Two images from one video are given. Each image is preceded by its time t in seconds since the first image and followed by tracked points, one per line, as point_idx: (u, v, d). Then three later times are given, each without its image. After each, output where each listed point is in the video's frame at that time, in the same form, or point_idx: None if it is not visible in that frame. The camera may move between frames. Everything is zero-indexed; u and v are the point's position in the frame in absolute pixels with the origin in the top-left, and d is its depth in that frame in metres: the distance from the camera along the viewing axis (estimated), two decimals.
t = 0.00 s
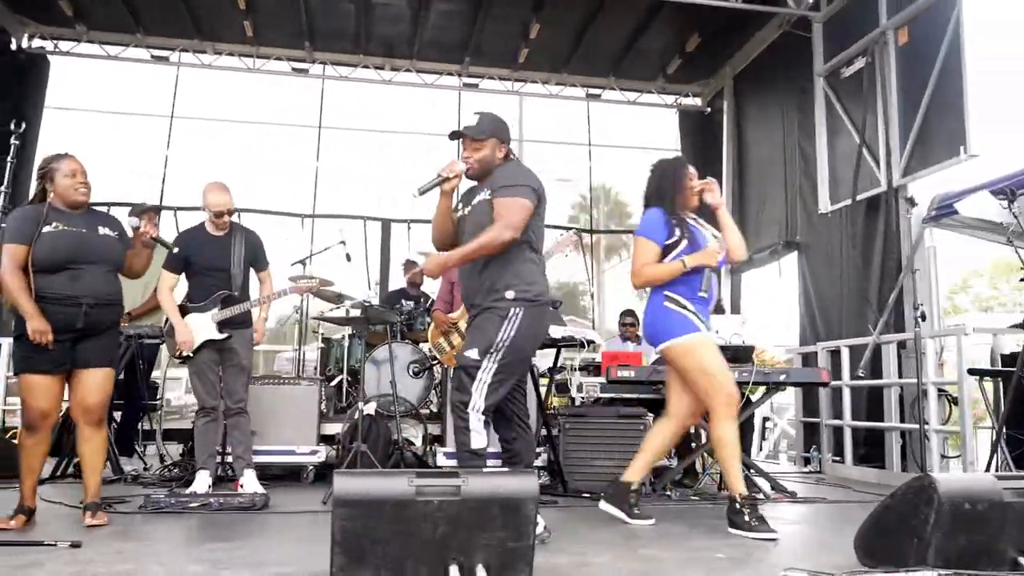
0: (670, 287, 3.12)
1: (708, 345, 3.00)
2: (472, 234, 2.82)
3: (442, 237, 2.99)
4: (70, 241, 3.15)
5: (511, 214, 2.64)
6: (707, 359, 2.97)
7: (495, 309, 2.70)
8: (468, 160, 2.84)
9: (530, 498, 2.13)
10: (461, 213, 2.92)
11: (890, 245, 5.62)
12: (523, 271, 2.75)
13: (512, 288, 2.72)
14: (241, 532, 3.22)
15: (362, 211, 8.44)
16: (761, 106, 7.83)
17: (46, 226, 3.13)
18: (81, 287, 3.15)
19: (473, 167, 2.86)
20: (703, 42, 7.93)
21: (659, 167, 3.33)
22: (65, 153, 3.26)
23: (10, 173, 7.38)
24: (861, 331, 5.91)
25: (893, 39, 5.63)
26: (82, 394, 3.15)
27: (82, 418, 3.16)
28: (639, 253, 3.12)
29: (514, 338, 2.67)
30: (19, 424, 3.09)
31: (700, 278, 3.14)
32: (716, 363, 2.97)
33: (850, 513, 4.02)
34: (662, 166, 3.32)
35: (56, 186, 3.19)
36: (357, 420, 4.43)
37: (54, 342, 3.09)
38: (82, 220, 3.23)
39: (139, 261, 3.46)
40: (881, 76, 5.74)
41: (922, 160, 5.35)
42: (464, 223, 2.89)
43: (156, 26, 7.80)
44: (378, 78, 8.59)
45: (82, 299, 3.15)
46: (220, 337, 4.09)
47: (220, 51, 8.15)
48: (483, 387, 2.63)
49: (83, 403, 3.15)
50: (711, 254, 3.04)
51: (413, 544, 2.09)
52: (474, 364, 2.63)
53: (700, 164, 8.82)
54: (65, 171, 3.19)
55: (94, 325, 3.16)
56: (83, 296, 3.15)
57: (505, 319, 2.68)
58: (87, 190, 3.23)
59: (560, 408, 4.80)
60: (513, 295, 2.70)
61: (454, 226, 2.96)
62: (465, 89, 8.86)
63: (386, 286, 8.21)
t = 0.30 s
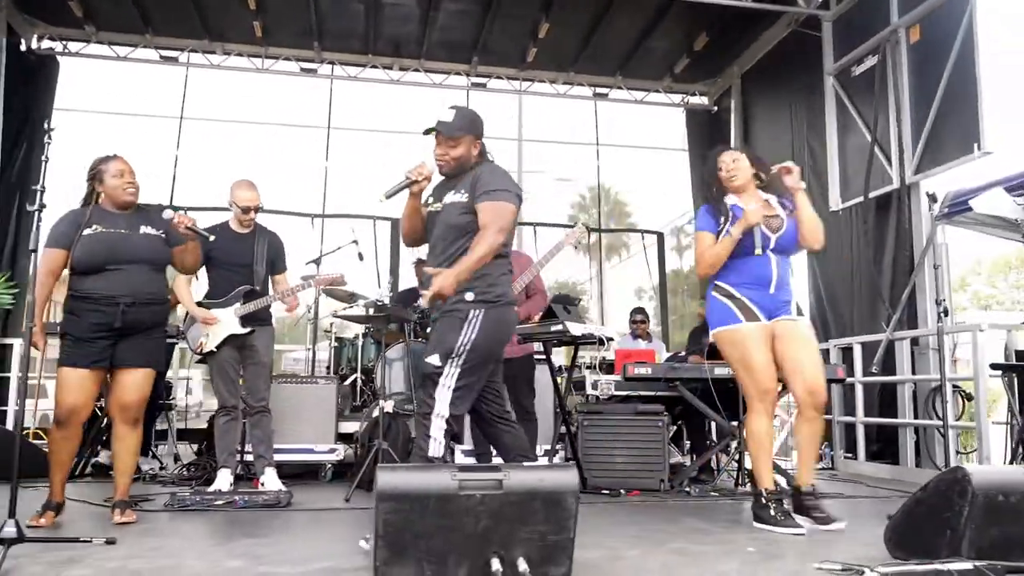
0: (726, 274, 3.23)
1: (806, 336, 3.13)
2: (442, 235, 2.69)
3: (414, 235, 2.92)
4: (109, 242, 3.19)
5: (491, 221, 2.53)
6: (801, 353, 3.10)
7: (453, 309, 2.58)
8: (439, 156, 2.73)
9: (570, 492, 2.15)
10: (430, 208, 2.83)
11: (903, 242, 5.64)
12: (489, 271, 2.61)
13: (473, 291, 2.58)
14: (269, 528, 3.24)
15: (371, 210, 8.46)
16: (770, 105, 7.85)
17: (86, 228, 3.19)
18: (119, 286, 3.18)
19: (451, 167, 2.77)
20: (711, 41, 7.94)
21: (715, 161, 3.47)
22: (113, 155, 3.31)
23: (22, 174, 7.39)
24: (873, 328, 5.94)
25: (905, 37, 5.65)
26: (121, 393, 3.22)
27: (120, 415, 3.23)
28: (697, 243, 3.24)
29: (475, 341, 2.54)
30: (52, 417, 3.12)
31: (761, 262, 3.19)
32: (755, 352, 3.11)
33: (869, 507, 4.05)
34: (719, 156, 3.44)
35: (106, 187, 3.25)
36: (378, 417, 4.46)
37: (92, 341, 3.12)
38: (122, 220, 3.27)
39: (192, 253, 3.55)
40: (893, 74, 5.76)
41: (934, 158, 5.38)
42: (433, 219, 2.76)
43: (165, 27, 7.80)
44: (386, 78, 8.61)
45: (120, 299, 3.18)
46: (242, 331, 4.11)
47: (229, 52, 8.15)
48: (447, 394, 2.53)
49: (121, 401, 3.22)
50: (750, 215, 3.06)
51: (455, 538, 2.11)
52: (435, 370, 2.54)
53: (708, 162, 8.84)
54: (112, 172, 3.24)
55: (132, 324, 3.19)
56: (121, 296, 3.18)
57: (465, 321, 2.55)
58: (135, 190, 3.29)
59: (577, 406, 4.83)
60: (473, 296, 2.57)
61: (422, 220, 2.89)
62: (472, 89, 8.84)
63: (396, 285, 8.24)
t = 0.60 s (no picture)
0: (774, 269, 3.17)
1: (859, 325, 2.98)
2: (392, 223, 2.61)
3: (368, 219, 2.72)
4: (119, 238, 3.22)
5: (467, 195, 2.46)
6: (854, 343, 2.97)
7: (411, 299, 2.50)
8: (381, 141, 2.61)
9: (592, 483, 2.16)
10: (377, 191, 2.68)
11: (907, 239, 5.67)
12: (438, 255, 2.54)
13: (433, 274, 2.51)
14: (284, 524, 3.25)
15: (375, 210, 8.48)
16: (771, 103, 7.89)
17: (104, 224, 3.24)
18: (129, 282, 3.19)
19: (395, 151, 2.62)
20: (713, 40, 7.95)
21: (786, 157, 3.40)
22: (144, 156, 3.34)
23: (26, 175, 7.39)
24: (877, 324, 5.97)
25: (908, 35, 5.68)
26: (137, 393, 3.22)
27: (137, 415, 3.23)
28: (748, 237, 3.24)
29: (440, 326, 2.48)
30: (80, 416, 3.18)
31: (806, 253, 3.09)
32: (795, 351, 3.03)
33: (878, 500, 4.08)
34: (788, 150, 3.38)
35: (133, 186, 3.27)
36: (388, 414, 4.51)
37: (108, 337, 3.15)
38: (141, 217, 3.30)
39: (216, 250, 3.46)
40: (897, 72, 5.80)
41: (939, 155, 5.40)
42: (383, 205, 2.64)
43: (168, 28, 7.81)
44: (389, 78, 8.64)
45: (132, 294, 3.19)
46: (255, 332, 4.12)
47: (232, 52, 8.15)
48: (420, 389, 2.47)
49: (138, 401, 3.22)
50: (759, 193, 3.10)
51: (479, 530, 2.13)
52: (407, 365, 2.47)
53: (709, 161, 8.88)
54: (141, 171, 3.26)
55: (143, 321, 3.18)
56: (132, 291, 3.19)
57: (426, 312, 2.49)
58: (161, 190, 3.31)
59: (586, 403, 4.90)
60: (433, 280, 2.50)
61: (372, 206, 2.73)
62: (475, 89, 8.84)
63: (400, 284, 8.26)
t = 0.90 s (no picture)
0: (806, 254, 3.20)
1: (886, 312, 3.02)
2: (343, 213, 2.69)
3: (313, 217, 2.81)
4: (108, 235, 3.25)
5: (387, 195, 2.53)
6: (877, 334, 3.00)
7: (379, 295, 2.60)
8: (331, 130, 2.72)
9: (594, 473, 2.20)
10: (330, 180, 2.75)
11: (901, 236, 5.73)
12: (404, 247, 2.65)
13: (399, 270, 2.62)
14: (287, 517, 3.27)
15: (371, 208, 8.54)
16: (764, 104, 7.96)
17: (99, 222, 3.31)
18: (118, 277, 3.20)
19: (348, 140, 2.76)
20: (708, 39, 7.98)
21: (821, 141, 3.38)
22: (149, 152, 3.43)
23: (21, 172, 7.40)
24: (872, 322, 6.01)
25: (902, 34, 5.74)
26: (136, 385, 3.25)
27: (137, 409, 3.26)
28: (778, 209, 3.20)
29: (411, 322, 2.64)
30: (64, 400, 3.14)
31: (837, 241, 3.12)
32: (817, 343, 3.04)
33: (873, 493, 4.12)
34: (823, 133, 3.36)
35: (133, 180, 3.34)
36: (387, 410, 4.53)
37: (92, 327, 3.16)
38: (135, 212, 3.33)
39: (199, 237, 3.32)
40: (890, 71, 5.85)
41: (931, 154, 5.46)
42: (333, 195, 2.74)
43: (164, 26, 7.82)
44: (384, 77, 8.68)
45: (120, 289, 3.19)
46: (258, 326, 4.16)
47: (228, 51, 8.17)
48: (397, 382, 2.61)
49: (136, 395, 3.24)
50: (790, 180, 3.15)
51: (482, 518, 2.16)
52: (385, 361, 2.59)
53: (704, 159, 8.96)
54: (141, 165, 3.33)
55: (131, 315, 3.18)
56: (120, 286, 3.19)
57: (397, 306, 2.61)
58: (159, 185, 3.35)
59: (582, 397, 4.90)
60: (398, 275, 2.62)
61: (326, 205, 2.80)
62: (471, 88, 8.88)
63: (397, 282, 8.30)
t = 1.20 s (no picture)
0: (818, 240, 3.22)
1: (893, 302, 3.05)
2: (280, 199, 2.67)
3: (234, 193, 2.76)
4: (94, 220, 3.21)
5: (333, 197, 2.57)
6: (881, 322, 3.04)
7: (304, 287, 2.61)
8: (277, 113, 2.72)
9: (599, 456, 2.22)
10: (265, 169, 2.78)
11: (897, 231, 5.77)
12: (341, 251, 2.72)
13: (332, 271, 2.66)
14: (289, 505, 3.28)
15: (369, 204, 8.57)
16: (760, 101, 8.00)
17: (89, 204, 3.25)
18: (101, 263, 3.16)
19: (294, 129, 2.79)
20: (704, 35, 7.98)
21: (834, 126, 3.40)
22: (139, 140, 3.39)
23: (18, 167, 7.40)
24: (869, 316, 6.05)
25: (898, 30, 5.78)
26: (125, 375, 3.22)
27: (128, 399, 3.25)
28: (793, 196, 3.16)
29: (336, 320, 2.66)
30: (68, 397, 3.18)
31: (850, 231, 3.13)
32: (819, 330, 3.10)
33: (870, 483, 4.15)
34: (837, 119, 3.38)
35: (121, 167, 3.30)
36: (388, 402, 4.55)
37: (85, 317, 3.14)
38: (123, 198, 3.28)
39: (181, 223, 3.26)
40: (887, 67, 5.90)
41: (927, 149, 5.51)
42: (273, 184, 2.73)
43: (161, 21, 7.82)
44: (382, 73, 8.71)
45: (102, 275, 3.15)
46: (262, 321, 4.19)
47: (225, 46, 8.18)
48: (316, 372, 2.59)
49: (126, 386, 3.23)
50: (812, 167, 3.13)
51: (489, 501, 2.18)
52: (308, 350, 2.55)
53: (702, 154, 9.08)
54: (129, 152, 3.29)
55: (114, 302, 3.15)
56: (103, 272, 3.15)
57: (325, 300, 2.63)
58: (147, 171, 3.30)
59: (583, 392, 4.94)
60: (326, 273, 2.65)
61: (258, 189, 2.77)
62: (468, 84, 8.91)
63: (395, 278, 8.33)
